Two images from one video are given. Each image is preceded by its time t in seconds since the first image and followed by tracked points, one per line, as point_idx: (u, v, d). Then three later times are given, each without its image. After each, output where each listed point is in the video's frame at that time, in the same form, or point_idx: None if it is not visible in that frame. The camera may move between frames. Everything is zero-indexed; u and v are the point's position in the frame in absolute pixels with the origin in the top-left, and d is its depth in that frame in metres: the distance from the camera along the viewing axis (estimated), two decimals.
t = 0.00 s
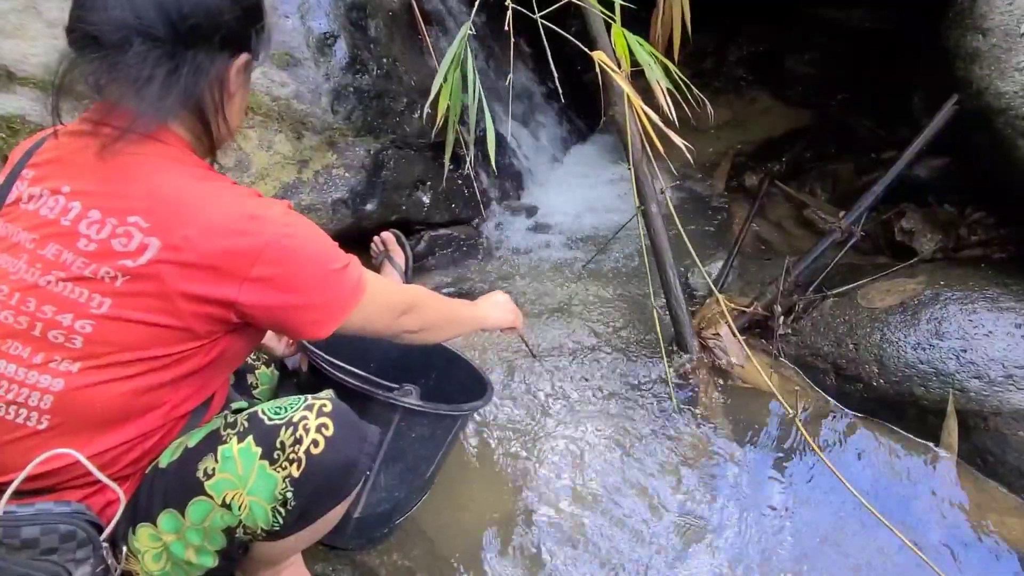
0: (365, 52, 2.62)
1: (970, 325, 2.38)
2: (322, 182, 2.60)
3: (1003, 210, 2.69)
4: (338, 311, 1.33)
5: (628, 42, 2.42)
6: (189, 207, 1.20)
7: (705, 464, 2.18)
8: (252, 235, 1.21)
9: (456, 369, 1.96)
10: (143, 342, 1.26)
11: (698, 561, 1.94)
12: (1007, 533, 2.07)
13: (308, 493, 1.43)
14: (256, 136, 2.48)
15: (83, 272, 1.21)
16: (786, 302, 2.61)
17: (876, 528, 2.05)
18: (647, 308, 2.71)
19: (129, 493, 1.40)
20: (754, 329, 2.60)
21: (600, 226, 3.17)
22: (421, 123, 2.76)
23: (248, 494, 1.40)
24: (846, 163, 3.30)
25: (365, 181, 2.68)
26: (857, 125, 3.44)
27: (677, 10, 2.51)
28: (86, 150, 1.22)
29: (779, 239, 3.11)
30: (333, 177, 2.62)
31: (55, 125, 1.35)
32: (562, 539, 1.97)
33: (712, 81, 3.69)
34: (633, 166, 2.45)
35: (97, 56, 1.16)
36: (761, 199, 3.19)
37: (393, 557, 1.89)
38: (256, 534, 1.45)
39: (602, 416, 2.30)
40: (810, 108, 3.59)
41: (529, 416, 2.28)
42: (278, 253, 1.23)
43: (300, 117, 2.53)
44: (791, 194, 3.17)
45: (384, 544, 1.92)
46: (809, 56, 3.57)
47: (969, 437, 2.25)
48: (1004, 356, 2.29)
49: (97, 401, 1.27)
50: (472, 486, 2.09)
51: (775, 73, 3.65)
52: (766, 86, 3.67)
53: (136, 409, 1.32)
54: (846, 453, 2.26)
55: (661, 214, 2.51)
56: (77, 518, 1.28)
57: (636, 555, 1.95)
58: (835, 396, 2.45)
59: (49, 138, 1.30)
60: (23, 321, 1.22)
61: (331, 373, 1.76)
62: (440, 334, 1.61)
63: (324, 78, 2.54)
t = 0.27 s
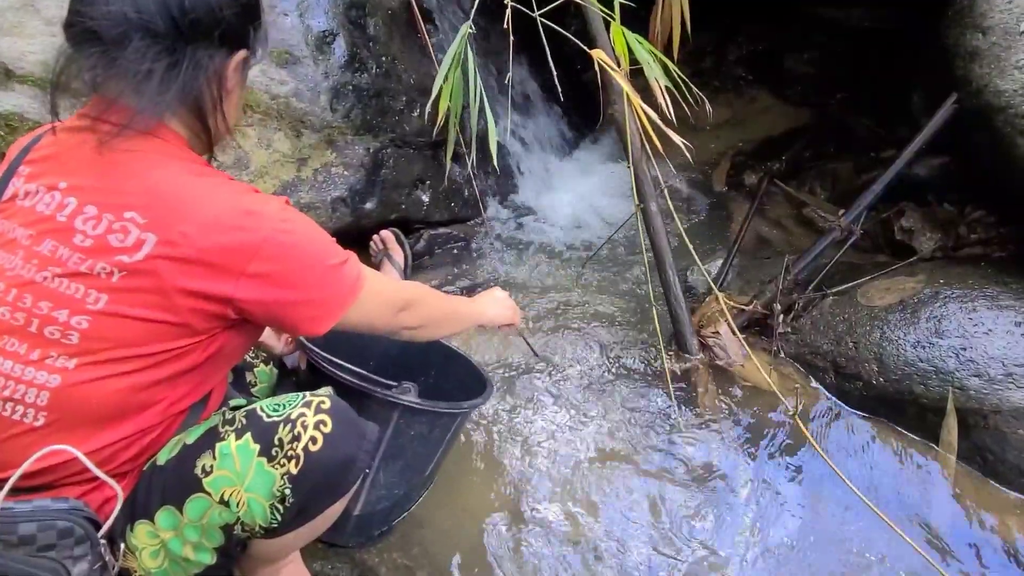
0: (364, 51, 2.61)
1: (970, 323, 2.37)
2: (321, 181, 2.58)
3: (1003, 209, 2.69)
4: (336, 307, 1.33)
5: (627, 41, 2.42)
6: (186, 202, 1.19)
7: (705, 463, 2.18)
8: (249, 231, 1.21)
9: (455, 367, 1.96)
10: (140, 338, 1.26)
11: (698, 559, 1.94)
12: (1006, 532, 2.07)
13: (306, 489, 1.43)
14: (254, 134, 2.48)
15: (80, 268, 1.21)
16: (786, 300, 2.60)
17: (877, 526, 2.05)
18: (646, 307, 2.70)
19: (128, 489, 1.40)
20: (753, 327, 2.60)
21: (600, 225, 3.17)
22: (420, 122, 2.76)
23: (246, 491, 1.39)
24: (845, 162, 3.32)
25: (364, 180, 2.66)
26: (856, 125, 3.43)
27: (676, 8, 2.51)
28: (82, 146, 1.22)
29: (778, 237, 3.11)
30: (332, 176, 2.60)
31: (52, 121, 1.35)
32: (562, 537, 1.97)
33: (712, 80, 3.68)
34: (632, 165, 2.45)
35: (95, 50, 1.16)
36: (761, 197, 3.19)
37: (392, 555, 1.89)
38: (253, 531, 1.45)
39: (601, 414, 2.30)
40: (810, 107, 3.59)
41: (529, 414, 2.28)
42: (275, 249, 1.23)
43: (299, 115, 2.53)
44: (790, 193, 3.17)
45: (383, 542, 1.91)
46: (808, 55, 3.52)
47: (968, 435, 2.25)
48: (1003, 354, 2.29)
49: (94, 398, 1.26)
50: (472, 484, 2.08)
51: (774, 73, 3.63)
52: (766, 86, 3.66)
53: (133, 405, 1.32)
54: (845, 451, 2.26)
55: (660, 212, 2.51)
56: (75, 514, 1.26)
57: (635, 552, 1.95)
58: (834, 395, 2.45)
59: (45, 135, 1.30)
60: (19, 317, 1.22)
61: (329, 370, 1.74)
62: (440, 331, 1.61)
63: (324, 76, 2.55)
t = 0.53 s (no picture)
0: (363, 54, 2.61)
1: (968, 327, 2.37)
2: (319, 183, 2.59)
3: (1002, 212, 2.69)
4: (333, 311, 1.32)
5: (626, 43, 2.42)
6: (181, 206, 1.19)
7: (703, 466, 2.18)
8: (245, 235, 1.21)
9: (453, 370, 1.96)
10: (135, 342, 1.26)
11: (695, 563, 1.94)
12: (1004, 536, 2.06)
13: (302, 495, 1.42)
14: (251, 138, 2.49)
15: (75, 273, 1.21)
16: (783, 303, 2.61)
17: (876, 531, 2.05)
18: (645, 309, 2.70)
19: (124, 494, 1.40)
20: (751, 330, 2.58)
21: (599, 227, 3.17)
22: (418, 125, 2.75)
23: (242, 496, 1.39)
24: (844, 165, 3.33)
25: (362, 183, 2.67)
26: (856, 127, 3.43)
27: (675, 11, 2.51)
28: (78, 150, 1.22)
29: (777, 240, 3.11)
30: (330, 179, 2.61)
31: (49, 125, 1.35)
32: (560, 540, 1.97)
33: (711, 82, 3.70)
34: (630, 168, 2.45)
35: (93, 52, 1.15)
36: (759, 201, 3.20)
37: (390, 558, 1.89)
38: (250, 537, 1.44)
39: (599, 417, 2.30)
40: (809, 109, 3.59)
41: (527, 417, 2.28)
42: (270, 253, 1.23)
43: (297, 118, 2.53)
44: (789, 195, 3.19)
45: (381, 545, 1.91)
46: (807, 57, 3.49)
47: (967, 439, 2.25)
48: (1002, 358, 2.28)
49: (89, 402, 1.26)
50: (471, 486, 2.09)
51: (773, 73, 3.61)
52: (765, 87, 3.67)
53: (129, 410, 1.32)
54: (843, 454, 2.26)
55: (659, 215, 2.51)
56: (70, 520, 1.26)
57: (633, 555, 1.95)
58: (832, 399, 2.45)
59: (42, 139, 1.30)
60: (14, 322, 1.22)
61: (328, 373, 1.75)
62: (439, 334, 1.61)
63: (321, 80, 2.54)
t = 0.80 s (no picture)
0: (363, 55, 2.60)
1: (970, 329, 2.36)
2: (319, 184, 2.59)
3: (1002, 214, 2.68)
4: (332, 315, 1.32)
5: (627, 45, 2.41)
6: (180, 210, 1.18)
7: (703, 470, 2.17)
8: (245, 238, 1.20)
9: (454, 372, 1.96)
10: (133, 346, 1.25)
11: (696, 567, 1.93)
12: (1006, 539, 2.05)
13: (302, 499, 1.42)
14: (251, 139, 2.49)
15: (73, 276, 1.20)
16: (784, 305, 2.60)
17: (876, 535, 2.04)
18: (645, 311, 2.70)
19: (121, 499, 1.39)
20: (752, 333, 2.60)
21: (599, 228, 3.17)
22: (418, 126, 2.74)
23: (241, 501, 1.38)
24: (845, 166, 3.33)
25: (362, 184, 2.67)
26: (856, 129, 3.43)
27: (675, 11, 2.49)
28: (77, 153, 1.21)
29: (778, 241, 3.11)
30: (330, 180, 2.61)
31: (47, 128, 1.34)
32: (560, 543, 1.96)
33: (712, 83, 3.67)
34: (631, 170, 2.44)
35: (95, 54, 1.15)
36: (760, 202, 3.21)
37: (390, 562, 1.88)
38: (249, 542, 1.44)
39: (600, 419, 2.29)
40: (810, 110, 3.59)
41: (527, 419, 2.27)
42: (270, 256, 1.22)
43: (297, 119, 2.52)
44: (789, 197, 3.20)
45: (382, 548, 1.90)
46: (807, 58, 3.50)
47: (969, 442, 2.24)
48: (1003, 360, 2.28)
49: (88, 407, 1.25)
50: (472, 488, 2.08)
51: (773, 73, 3.61)
52: (766, 88, 3.66)
53: (128, 414, 1.31)
54: (843, 455, 2.25)
55: (659, 217, 2.50)
56: (69, 526, 1.26)
57: (633, 558, 1.94)
58: (833, 400, 2.42)
59: (40, 142, 1.29)
60: (12, 326, 1.21)
61: (330, 377, 1.74)
62: (440, 337, 1.61)
63: (322, 80, 2.53)
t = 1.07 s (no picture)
0: (362, 54, 2.59)
1: (973, 331, 2.35)
2: (318, 184, 2.59)
3: (1005, 214, 2.66)
4: (331, 317, 1.30)
5: (628, 44, 2.40)
6: (176, 210, 1.17)
7: (704, 472, 2.15)
8: (242, 239, 1.19)
9: (455, 374, 1.94)
10: (129, 349, 1.23)
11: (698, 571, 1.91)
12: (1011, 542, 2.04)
13: (300, 503, 1.40)
14: (250, 139, 2.47)
15: (68, 278, 1.18)
16: (786, 306, 2.60)
17: (881, 538, 2.02)
18: (646, 311, 2.68)
19: (116, 505, 1.37)
20: (754, 333, 2.59)
21: (600, 228, 3.15)
22: (418, 126, 2.73)
23: (239, 506, 1.37)
24: (847, 166, 3.31)
25: (362, 184, 2.66)
26: (856, 128, 3.41)
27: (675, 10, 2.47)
28: (73, 154, 1.20)
29: (780, 242, 3.10)
30: (330, 180, 2.60)
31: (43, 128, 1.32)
32: (560, 546, 1.94)
33: (711, 82, 3.63)
34: (632, 170, 2.43)
35: (91, 54, 1.13)
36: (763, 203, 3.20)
37: (390, 565, 1.86)
38: (247, 546, 1.42)
39: (601, 421, 2.28)
40: (811, 109, 3.57)
41: (528, 421, 2.26)
42: (267, 257, 1.21)
43: (296, 119, 2.50)
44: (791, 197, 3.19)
45: (381, 551, 1.89)
46: (809, 58, 3.48)
47: (973, 445, 2.22)
48: (1007, 362, 2.26)
49: (83, 410, 1.24)
50: (472, 489, 2.07)
51: (773, 73, 3.58)
52: (767, 87, 3.63)
53: (124, 418, 1.30)
54: (846, 458, 2.23)
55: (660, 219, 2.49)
56: (64, 531, 1.24)
57: (636, 560, 1.92)
58: (836, 402, 2.41)
59: (36, 142, 1.28)
60: (7, 328, 1.20)
61: (329, 379, 1.72)
62: (438, 338, 1.59)
63: (321, 80, 2.51)
